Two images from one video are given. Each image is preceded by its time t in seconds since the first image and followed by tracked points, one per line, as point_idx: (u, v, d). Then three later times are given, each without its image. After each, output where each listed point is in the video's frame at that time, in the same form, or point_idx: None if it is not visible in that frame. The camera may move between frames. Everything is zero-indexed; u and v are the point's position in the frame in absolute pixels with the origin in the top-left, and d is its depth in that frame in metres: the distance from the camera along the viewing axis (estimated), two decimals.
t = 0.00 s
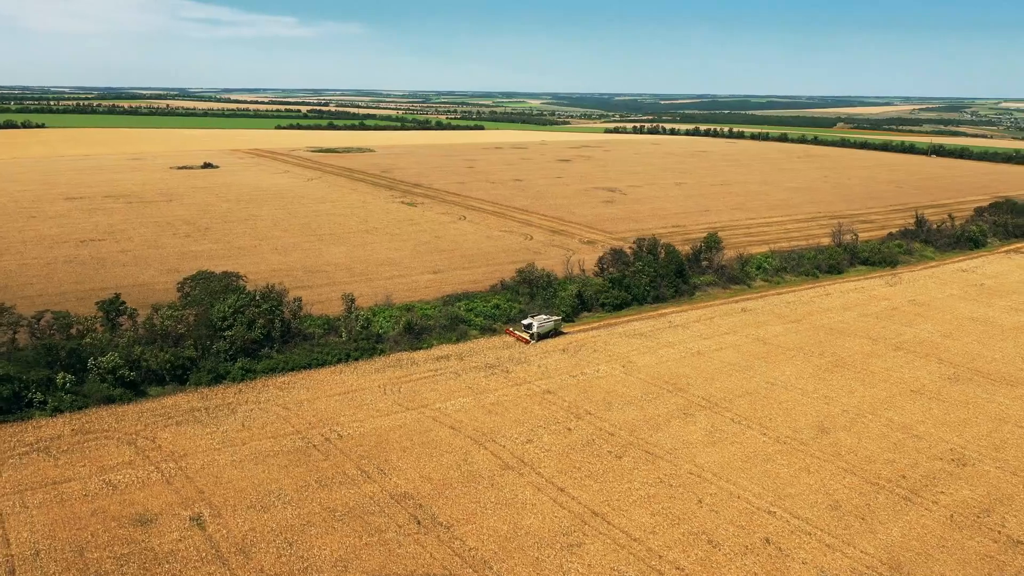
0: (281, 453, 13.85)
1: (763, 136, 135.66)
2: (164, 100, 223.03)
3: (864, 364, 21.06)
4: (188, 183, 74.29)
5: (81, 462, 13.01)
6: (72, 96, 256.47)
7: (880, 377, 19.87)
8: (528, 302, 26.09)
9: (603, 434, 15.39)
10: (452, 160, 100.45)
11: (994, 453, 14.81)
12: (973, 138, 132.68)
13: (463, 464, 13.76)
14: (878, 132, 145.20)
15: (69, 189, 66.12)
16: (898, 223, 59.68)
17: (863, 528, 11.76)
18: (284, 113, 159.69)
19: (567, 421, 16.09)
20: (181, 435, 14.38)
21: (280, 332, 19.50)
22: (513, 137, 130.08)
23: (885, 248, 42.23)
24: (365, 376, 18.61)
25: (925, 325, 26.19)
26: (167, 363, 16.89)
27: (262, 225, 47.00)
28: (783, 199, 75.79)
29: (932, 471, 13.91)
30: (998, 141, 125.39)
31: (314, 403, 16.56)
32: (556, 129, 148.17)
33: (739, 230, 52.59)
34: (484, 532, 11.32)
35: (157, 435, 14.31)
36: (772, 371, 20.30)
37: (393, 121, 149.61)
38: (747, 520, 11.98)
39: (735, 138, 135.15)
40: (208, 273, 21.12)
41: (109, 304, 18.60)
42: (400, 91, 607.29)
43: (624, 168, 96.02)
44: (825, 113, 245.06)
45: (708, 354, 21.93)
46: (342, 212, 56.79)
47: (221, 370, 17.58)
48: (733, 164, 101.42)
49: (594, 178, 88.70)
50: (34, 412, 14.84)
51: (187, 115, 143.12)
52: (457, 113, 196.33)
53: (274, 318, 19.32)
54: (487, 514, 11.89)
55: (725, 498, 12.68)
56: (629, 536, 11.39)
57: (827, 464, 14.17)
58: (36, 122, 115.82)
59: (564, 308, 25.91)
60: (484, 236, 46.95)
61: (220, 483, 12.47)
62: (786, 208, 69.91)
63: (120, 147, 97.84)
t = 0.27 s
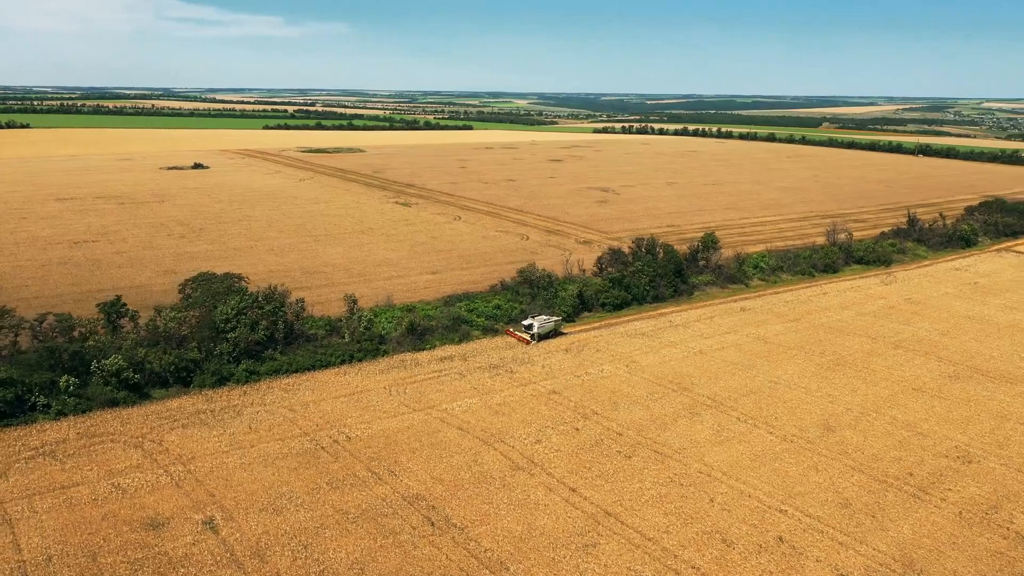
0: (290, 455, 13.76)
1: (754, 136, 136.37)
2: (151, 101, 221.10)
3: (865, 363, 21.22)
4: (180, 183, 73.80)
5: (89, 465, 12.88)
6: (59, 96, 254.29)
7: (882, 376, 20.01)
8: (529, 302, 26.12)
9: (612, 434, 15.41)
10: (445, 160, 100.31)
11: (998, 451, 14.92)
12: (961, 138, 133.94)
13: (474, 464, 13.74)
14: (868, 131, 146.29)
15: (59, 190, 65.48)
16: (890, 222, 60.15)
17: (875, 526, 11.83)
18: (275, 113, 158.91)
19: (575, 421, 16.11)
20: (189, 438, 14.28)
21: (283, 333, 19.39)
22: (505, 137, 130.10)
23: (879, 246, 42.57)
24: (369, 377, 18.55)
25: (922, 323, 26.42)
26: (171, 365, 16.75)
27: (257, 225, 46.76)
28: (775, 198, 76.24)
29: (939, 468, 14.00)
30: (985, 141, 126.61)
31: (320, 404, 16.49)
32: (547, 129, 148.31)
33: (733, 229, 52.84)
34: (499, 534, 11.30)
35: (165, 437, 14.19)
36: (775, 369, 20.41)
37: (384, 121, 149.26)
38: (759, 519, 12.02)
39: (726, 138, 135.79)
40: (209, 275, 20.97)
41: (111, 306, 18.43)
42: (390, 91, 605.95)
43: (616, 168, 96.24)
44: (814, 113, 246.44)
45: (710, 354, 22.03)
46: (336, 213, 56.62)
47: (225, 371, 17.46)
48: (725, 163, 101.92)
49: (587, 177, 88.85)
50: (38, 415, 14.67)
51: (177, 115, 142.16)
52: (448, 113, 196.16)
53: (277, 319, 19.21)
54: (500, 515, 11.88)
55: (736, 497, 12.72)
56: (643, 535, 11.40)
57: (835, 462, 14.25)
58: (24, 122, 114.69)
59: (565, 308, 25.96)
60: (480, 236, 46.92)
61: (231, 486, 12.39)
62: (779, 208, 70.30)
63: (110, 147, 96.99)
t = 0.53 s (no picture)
0: (296, 459, 13.65)
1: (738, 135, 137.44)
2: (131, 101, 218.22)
3: (861, 361, 21.47)
4: (164, 184, 72.89)
5: (92, 471, 12.68)
6: (35, 96, 250.05)
7: (878, 373, 20.26)
8: (526, 302, 26.16)
9: (617, 433, 15.45)
10: (431, 160, 99.95)
11: (997, 447, 15.12)
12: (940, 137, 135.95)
13: (482, 466, 13.71)
14: (849, 132, 148.18)
15: (40, 192, 64.36)
16: (874, 221, 60.89)
17: (882, 521, 11.95)
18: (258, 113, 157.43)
19: (579, 421, 16.14)
20: (193, 442, 14.11)
21: (283, 335, 19.23)
22: (491, 138, 129.96)
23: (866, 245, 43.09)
24: (370, 379, 18.46)
25: (912, 321, 26.79)
26: (171, 368, 16.55)
27: (245, 227, 46.31)
28: (761, 197, 76.92)
29: (942, 464, 14.14)
30: (964, 140, 128.58)
31: (323, 406, 16.38)
32: (533, 129, 148.40)
33: (722, 229, 53.21)
34: (511, 535, 11.28)
35: (168, 442, 14.01)
36: (772, 368, 20.60)
37: (369, 121, 148.50)
38: (769, 516, 12.10)
39: (711, 138, 136.76)
40: (206, 277, 20.72)
41: (106, 309, 18.14)
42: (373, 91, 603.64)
43: (603, 168, 96.54)
44: (795, 113, 248.94)
45: (708, 353, 22.19)
46: (324, 214, 56.27)
47: (225, 374, 17.25)
48: (710, 163, 102.65)
49: (574, 177, 89.05)
50: (36, 421, 14.40)
51: (158, 116, 140.35)
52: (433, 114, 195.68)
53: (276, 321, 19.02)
54: (513, 517, 11.85)
55: (744, 496, 12.79)
56: (656, 535, 11.43)
57: (839, 459, 14.37)
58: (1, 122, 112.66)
59: (561, 309, 26.00)
60: (471, 236, 46.86)
61: (238, 491, 12.25)
62: (765, 207, 70.92)
63: (91, 148, 95.64)
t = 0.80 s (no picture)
0: (303, 462, 13.56)
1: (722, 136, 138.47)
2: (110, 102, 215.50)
3: (856, 359, 21.73)
4: (147, 185, 71.97)
5: (96, 477, 12.51)
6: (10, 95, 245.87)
7: (874, 370, 20.51)
8: (523, 303, 26.18)
9: (621, 433, 15.51)
10: (417, 161, 99.62)
11: (994, 442, 15.38)
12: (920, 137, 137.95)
13: (490, 467, 13.70)
14: (830, 131, 149.90)
15: (20, 194, 63.23)
16: (859, 220, 61.61)
17: (889, 517, 12.10)
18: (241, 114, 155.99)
19: (583, 420, 16.18)
20: (197, 447, 13.97)
21: (282, 338, 19.08)
22: (477, 138, 129.78)
23: (853, 244, 43.61)
24: (371, 381, 18.37)
25: (903, 319, 27.16)
26: (171, 372, 16.37)
27: (232, 228, 45.86)
28: (747, 197, 77.57)
29: (943, 460, 14.35)
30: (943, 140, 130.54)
31: (326, 409, 16.28)
32: (518, 130, 148.45)
33: (710, 228, 53.59)
34: (525, 537, 11.28)
35: (171, 447, 13.86)
36: (770, 366, 20.78)
37: (354, 121, 147.66)
38: (778, 514, 12.21)
39: (695, 138, 137.64)
40: (202, 279, 20.50)
41: (103, 313, 17.90)
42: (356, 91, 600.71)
43: (590, 168, 96.81)
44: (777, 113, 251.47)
45: (706, 352, 22.33)
46: (312, 215, 55.90)
47: (225, 377, 17.08)
48: (695, 163, 103.32)
49: (561, 178, 89.22)
50: (35, 427, 14.18)
51: (139, 116, 138.56)
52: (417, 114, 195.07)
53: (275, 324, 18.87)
54: (524, 518, 11.85)
55: (752, 494, 12.89)
56: (668, 534, 11.49)
57: (842, 456, 14.53)
58: None
59: (558, 309, 26.05)
60: (462, 237, 46.80)
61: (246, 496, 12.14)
62: (751, 207, 71.52)
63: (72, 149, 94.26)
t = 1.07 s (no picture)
0: (310, 465, 13.50)
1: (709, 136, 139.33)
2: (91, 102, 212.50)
3: (852, 357, 21.96)
4: (133, 186, 71.21)
5: (101, 482, 12.38)
6: None
7: (870, 368, 20.74)
8: (519, 303, 26.20)
9: (626, 432, 15.56)
10: (406, 161, 99.37)
11: (992, 438, 15.62)
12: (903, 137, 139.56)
13: (497, 468, 13.69)
14: (815, 131, 151.32)
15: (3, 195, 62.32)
16: (846, 220, 62.24)
17: (894, 513, 12.24)
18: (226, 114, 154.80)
19: (587, 420, 16.22)
20: (201, 450, 13.85)
21: (281, 340, 18.95)
22: (465, 138, 129.62)
23: (843, 243, 44.03)
24: (373, 382, 18.30)
25: (896, 317, 27.48)
26: (171, 375, 16.25)
27: (222, 229, 45.51)
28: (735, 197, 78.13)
29: (944, 457, 14.54)
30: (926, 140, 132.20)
31: (329, 411, 16.19)
32: (506, 130, 148.49)
33: (700, 228, 53.89)
34: (537, 537, 11.29)
35: (175, 451, 13.74)
36: (768, 365, 20.94)
37: (341, 121, 146.94)
38: (785, 511, 12.31)
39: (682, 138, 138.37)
40: (199, 281, 20.34)
41: (100, 316, 17.71)
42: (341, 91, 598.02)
43: (578, 168, 97.07)
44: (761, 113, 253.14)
45: (703, 351, 22.46)
46: (302, 216, 55.58)
47: (226, 380, 16.95)
48: (683, 163, 103.93)
49: (550, 178, 89.36)
50: (36, 432, 14.01)
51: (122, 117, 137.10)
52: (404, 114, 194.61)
53: (275, 326, 18.75)
54: (535, 518, 11.87)
55: (758, 491, 12.99)
56: (679, 532, 11.55)
57: (844, 454, 14.68)
58: None
59: (554, 309, 26.07)
60: (454, 237, 46.73)
61: (254, 500, 12.06)
62: (740, 206, 72.05)
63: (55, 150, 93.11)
